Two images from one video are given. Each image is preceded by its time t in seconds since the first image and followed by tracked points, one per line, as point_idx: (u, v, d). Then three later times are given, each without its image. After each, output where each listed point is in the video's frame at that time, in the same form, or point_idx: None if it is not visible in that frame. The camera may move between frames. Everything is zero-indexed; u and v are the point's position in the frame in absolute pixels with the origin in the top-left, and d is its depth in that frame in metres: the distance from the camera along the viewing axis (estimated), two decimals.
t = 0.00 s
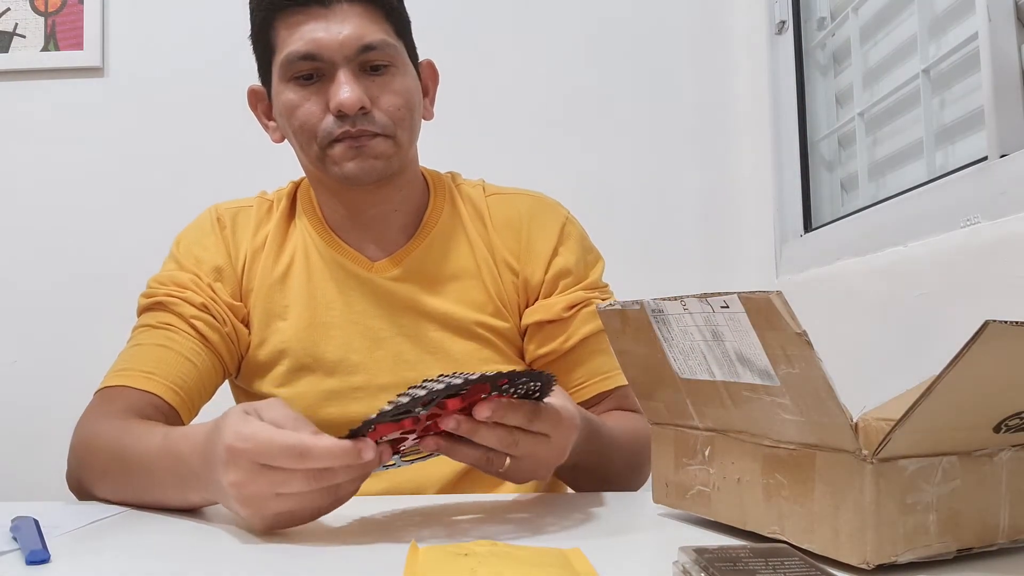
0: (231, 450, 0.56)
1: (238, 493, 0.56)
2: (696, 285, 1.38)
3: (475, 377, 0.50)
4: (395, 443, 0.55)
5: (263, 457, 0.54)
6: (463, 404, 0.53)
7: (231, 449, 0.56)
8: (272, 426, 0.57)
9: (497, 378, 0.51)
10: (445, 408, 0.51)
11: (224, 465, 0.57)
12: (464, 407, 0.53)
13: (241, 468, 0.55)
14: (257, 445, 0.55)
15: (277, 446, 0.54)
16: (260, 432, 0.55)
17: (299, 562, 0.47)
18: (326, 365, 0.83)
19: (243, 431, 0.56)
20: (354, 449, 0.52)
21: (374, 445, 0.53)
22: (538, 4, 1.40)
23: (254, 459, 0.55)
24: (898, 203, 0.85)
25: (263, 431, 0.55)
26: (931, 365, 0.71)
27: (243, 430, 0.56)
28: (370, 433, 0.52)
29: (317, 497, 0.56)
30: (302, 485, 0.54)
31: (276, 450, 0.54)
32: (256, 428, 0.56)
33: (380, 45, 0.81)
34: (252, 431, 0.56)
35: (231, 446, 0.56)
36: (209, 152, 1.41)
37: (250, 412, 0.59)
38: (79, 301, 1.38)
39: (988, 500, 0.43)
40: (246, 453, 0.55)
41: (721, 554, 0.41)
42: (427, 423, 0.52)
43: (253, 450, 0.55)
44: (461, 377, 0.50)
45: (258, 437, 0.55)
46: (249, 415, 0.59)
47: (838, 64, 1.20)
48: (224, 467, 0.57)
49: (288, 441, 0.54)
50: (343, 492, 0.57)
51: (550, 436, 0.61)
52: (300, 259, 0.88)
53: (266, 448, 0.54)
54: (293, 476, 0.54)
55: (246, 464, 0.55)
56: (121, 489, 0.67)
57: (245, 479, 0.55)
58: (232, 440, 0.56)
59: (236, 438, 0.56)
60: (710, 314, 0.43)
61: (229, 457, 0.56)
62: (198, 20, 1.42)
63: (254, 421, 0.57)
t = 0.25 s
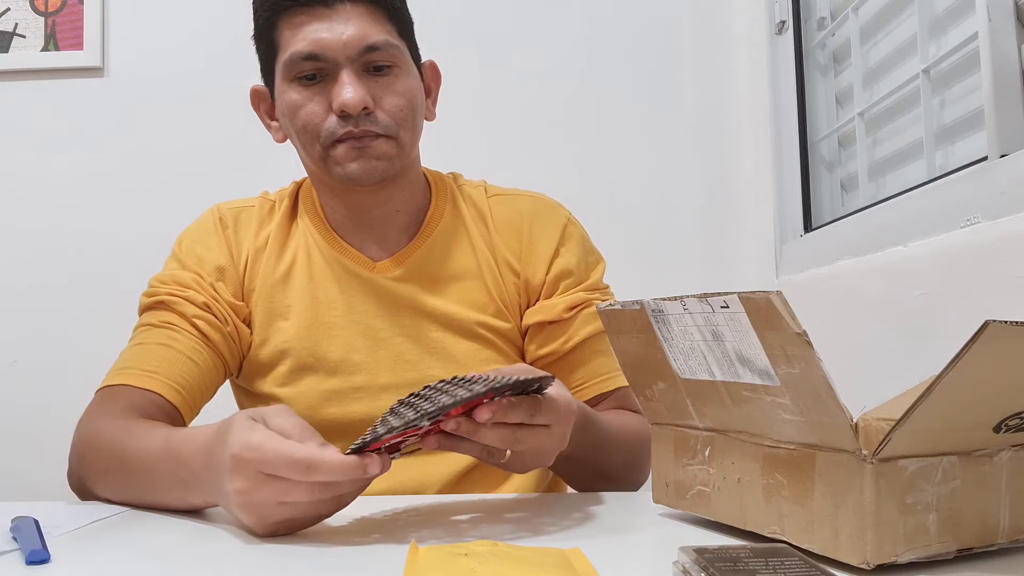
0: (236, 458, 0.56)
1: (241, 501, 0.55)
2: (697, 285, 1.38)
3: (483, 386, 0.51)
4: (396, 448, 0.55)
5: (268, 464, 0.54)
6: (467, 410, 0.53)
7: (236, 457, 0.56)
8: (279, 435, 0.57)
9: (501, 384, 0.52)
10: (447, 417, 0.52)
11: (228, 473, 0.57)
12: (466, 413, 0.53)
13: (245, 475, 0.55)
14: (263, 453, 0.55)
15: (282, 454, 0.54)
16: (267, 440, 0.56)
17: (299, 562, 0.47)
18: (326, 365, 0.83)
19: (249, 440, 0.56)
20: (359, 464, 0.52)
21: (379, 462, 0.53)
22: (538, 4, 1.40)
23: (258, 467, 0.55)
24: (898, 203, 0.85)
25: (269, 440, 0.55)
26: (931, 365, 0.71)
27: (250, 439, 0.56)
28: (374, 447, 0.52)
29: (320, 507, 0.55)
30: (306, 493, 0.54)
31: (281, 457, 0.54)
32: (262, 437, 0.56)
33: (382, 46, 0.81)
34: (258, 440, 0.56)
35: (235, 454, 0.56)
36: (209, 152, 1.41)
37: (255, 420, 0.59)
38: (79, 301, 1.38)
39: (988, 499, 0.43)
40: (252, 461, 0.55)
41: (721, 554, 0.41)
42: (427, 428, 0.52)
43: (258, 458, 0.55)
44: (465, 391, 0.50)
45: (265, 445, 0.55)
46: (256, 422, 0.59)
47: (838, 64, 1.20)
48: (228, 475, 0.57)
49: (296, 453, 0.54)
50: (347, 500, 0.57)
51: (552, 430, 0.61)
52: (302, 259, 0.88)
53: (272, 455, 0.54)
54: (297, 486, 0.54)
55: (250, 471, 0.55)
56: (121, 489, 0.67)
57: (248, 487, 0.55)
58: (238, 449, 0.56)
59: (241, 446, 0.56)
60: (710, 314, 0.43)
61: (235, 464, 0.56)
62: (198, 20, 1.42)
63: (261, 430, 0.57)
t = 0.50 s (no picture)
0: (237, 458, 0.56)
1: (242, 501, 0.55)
2: (696, 285, 1.38)
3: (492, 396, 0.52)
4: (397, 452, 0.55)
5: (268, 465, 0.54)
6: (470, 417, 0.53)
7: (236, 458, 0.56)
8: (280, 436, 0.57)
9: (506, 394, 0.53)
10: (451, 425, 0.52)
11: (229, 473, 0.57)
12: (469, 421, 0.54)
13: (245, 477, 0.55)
14: (264, 454, 0.55)
15: (283, 455, 0.54)
16: (267, 440, 0.56)
17: (300, 562, 0.48)
18: (327, 366, 0.83)
19: (249, 441, 0.56)
20: (364, 468, 0.53)
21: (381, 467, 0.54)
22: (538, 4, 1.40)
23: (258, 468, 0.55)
24: (898, 203, 0.85)
25: (269, 441, 0.55)
26: (931, 364, 0.71)
27: (252, 439, 0.56)
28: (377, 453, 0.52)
29: (320, 507, 0.55)
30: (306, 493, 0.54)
31: (282, 458, 0.54)
32: (264, 438, 0.56)
33: (384, 46, 0.81)
34: (258, 440, 0.56)
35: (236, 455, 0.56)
36: (209, 152, 1.41)
37: (257, 420, 0.60)
38: (79, 300, 1.38)
39: (987, 500, 0.43)
40: (252, 462, 0.55)
41: (721, 554, 0.41)
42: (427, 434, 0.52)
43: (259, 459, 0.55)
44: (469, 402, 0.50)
45: (265, 446, 0.55)
46: (257, 422, 0.59)
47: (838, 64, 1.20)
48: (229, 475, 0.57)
49: (297, 455, 0.53)
50: (347, 501, 0.57)
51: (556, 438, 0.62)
52: (302, 259, 0.88)
53: (272, 456, 0.54)
54: (298, 487, 0.54)
55: (252, 472, 0.55)
56: (122, 489, 0.67)
57: (249, 488, 0.55)
58: (239, 449, 0.56)
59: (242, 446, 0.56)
60: (709, 313, 0.43)
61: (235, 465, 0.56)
62: (198, 20, 1.42)
63: (263, 430, 0.57)
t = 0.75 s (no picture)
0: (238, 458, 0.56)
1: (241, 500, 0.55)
2: (696, 285, 1.38)
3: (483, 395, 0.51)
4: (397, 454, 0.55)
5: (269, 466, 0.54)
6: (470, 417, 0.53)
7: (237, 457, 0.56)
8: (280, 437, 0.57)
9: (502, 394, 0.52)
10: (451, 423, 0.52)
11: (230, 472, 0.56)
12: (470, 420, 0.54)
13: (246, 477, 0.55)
14: (265, 455, 0.55)
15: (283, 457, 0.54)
16: (268, 441, 0.55)
17: (300, 562, 0.48)
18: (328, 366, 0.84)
19: (251, 441, 0.56)
20: (363, 469, 0.52)
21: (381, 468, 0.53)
22: (538, 4, 1.40)
23: (259, 468, 0.55)
24: (898, 203, 0.85)
25: (270, 442, 0.55)
26: (931, 364, 0.71)
27: (252, 440, 0.56)
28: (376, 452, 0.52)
29: (319, 511, 0.55)
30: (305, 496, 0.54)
31: (282, 460, 0.54)
32: (265, 439, 0.56)
33: (385, 46, 0.81)
34: (260, 441, 0.56)
35: (237, 454, 0.56)
36: (209, 152, 1.41)
37: (258, 420, 0.59)
38: (79, 300, 1.38)
39: (988, 500, 0.43)
40: (254, 463, 0.55)
41: (721, 554, 0.41)
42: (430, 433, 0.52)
43: (260, 459, 0.55)
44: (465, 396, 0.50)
45: (265, 447, 0.55)
46: (258, 423, 0.59)
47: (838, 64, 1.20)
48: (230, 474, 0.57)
49: (297, 457, 0.53)
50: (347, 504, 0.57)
51: (553, 441, 0.62)
52: (303, 259, 0.88)
53: (273, 457, 0.54)
54: (297, 489, 0.54)
55: (252, 472, 0.55)
56: (122, 489, 0.67)
57: (249, 488, 0.55)
58: (240, 449, 0.56)
59: (244, 446, 0.56)
60: (709, 314, 0.43)
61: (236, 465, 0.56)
62: (197, 20, 1.42)
63: (263, 430, 0.57)
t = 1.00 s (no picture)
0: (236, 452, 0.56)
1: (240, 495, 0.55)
2: (697, 285, 1.38)
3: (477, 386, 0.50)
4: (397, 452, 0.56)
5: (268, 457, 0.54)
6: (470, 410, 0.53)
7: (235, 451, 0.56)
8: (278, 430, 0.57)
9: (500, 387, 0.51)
10: (450, 417, 0.52)
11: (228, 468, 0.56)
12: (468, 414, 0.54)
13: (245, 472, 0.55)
14: (264, 446, 0.55)
15: (281, 447, 0.54)
16: (266, 434, 0.55)
17: (300, 562, 0.48)
18: (329, 366, 0.84)
19: (249, 434, 0.56)
20: (362, 454, 0.52)
21: (379, 452, 0.53)
22: (538, 4, 1.40)
23: (258, 461, 0.55)
24: (898, 203, 0.85)
25: (268, 434, 0.55)
26: (931, 364, 0.71)
27: (250, 433, 0.56)
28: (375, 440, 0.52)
29: (319, 505, 0.55)
30: (306, 487, 0.54)
31: (281, 452, 0.54)
32: (263, 431, 0.56)
33: (387, 46, 0.81)
34: (258, 433, 0.56)
35: (235, 448, 0.56)
36: (209, 152, 1.41)
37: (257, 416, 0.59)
38: (79, 300, 1.38)
39: (988, 500, 0.43)
40: (253, 456, 0.55)
41: (721, 554, 0.41)
42: (431, 430, 0.53)
43: (258, 452, 0.55)
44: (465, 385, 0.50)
45: (263, 439, 0.55)
46: (258, 419, 0.59)
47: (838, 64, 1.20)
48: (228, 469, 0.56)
49: (295, 448, 0.53)
50: (346, 501, 0.57)
51: (549, 447, 0.61)
52: (304, 260, 0.88)
53: (271, 450, 0.54)
54: (297, 482, 0.54)
55: (251, 466, 0.55)
56: (123, 489, 0.67)
57: (249, 483, 0.55)
58: (238, 442, 0.56)
59: (241, 439, 0.56)
60: (710, 314, 0.43)
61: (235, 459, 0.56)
62: (197, 19, 1.42)
63: (261, 425, 0.57)
